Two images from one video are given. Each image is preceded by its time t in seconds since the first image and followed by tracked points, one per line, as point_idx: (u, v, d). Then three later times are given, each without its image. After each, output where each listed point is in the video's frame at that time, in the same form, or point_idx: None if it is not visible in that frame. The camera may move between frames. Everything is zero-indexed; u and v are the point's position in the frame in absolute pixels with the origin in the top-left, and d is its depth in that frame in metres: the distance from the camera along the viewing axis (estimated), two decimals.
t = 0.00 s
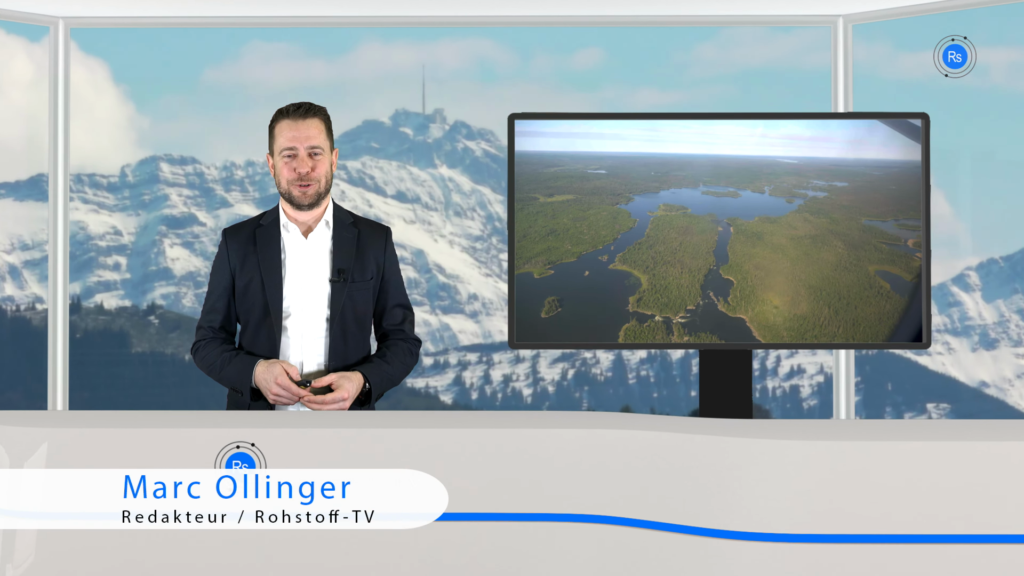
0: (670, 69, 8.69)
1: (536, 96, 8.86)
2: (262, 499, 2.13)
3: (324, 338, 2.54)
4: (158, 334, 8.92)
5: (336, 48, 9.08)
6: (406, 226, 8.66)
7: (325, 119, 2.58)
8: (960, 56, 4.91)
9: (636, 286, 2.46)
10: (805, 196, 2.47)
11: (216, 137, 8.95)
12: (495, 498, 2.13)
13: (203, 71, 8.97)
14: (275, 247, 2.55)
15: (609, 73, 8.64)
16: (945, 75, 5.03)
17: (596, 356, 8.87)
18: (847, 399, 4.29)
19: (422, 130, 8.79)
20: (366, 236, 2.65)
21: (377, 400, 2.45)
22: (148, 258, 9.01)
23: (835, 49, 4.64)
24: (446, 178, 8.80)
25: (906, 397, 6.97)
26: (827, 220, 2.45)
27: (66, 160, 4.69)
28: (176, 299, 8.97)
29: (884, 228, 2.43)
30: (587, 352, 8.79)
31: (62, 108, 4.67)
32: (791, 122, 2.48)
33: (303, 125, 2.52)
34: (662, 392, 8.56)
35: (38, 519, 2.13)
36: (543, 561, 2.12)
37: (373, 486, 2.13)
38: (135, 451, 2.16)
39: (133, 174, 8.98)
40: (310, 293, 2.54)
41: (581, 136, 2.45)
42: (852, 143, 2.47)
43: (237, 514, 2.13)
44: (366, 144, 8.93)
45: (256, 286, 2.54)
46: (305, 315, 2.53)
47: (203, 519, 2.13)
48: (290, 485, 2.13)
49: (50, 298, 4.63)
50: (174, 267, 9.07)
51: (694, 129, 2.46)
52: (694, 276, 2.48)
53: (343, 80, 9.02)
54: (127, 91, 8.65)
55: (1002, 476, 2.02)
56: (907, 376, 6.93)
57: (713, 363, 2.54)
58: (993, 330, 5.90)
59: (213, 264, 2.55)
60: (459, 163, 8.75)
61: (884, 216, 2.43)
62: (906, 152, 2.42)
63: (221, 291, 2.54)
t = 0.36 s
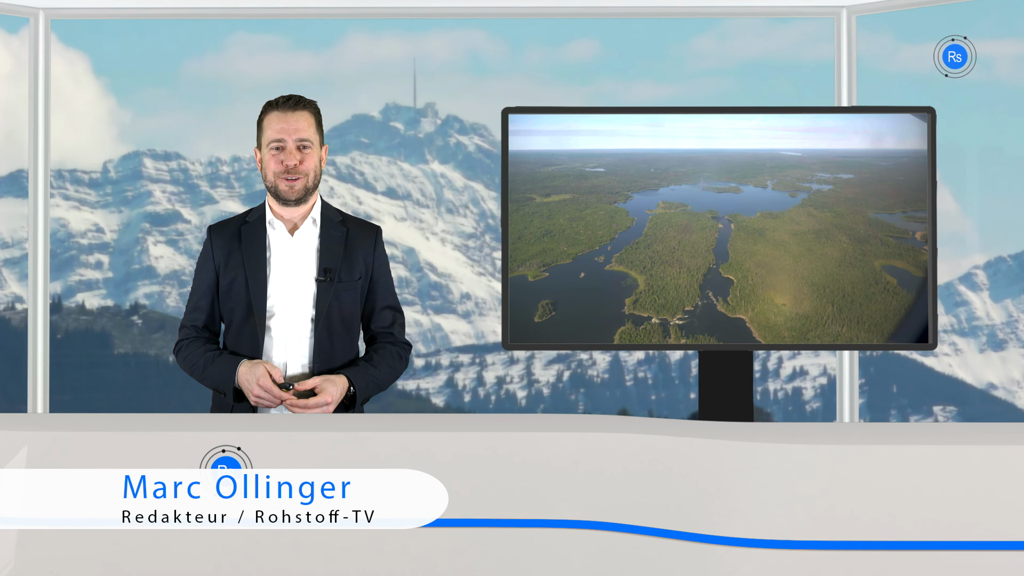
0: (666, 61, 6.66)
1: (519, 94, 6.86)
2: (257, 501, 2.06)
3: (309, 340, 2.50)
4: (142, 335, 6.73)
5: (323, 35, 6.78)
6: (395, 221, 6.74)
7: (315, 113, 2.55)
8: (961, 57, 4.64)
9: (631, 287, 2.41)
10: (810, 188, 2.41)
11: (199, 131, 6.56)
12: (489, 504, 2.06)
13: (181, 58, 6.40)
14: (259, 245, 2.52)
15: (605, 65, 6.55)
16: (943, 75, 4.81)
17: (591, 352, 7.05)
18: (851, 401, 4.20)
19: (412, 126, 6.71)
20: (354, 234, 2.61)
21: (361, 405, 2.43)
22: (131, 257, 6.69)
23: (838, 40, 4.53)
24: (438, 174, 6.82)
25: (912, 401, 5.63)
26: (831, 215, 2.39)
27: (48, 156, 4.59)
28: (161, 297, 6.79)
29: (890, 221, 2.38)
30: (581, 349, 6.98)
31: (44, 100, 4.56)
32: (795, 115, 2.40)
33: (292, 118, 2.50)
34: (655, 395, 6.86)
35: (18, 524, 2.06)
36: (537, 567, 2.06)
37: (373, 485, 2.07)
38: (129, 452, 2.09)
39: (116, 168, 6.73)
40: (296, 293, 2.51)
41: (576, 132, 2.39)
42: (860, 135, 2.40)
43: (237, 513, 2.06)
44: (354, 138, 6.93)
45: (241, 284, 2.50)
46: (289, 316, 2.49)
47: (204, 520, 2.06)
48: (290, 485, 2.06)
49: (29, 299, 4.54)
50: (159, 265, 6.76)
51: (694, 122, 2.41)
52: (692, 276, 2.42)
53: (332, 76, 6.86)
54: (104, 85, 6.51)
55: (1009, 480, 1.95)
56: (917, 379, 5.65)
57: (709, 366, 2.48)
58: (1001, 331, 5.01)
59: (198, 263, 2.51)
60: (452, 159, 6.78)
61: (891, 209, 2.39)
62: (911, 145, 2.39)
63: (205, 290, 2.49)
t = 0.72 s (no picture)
0: (664, 54, 6.54)
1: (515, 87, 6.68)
2: (258, 500, 1.98)
3: (300, 338, 2.45)
4: (125, 337, 6.52)
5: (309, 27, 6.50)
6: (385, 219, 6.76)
7: (303, 107, 2.51)
8: (961, 56, 4.73)
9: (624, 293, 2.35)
10: (810, 188, 2.35)
11: (184, 127, 6.42)
12: (484, 510, 1.99)
13: (165, 55, 6.29)
14: (247, 245, 2.48)
15: (598, 60, 6.42)
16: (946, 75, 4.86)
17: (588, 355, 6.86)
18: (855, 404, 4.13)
19: (405, 121, 6.80)
20: (345, 230, 2.57)
21: (354, 405, 2.34)
22: (115, 256, 6.51)
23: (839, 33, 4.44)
24: (431, 170, 6.91)
25: (917, 404, 5.52)
26: (833, 213, 2.34)
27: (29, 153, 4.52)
28: (147, 298, 6.55)
29: (893, 219, 2.33)
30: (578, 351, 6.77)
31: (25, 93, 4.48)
32: (794, 110, 2.36)
33: (279, 112, 2.46)
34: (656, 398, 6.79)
35: None
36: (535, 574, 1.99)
37: (374, 483, 1.99)
38: (126, 452, 2.00)
39: (99, 164, 6.56)
40: (285, 291, 2.46)
41: (570, 131, 2.33)
42: (860, 131, 2.35)
43: (237, 513, 1.98)
44: (345, 135, 6.92)
45: (228, 285, 2.46)
46: (280, 315, 2.45)
47: (204, 519, 1.98)
48: (290, 485, 1.98)
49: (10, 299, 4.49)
50: (142, 266, 6.54)
51: (692, 119, 2.35)
52: (687, 279, 2.37)
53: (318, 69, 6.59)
54: (87, 80, 6.39)
55: (1019, 486, 1.89)
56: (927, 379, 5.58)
57: (709, 368, 2.43)
58: (1010, 331, 5.03)
59: (184, 263, 2.47)
60: (444, 155, 6.88)
61: (894, 207, 2.34)
62: (915, 140, 2.33)
63: (192, 290, 2.46)
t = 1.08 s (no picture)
0: (658, 48, 6.75)
1: (512, 79, 6.98)
2: (258, 500, 1.90)
3: (291, 337, 2.40)
4: (110, 339, 6.83)
5: (297, 22, 6.88)
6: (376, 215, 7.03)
7: (292, 101, 2.47)
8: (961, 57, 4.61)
9: (615, 294, 2.29)
10: (812, 186, 2.31)
11: (169, 123, 6.79)
12: (486, 514, 1.93)
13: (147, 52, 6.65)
14: (236, 242, 2.44)
15: (595, 54, 6.75)
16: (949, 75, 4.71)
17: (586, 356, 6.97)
18: (857, 406, 4.09)
19: (395, 115, 7.04)
20: (335, 228, 2.52)
21: (347, 405, 2.30)
22: (100, 254, 6.92)
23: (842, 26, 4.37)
24: (423, 167, 7.09)
25: (922, 407, 5.91)
26: (833, 213, 2.29)
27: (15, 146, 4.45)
28: (131, 299, 6.92)
29: (895, 219, 2.28)
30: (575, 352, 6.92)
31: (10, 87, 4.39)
32: (792, 106, 2.31)
33: (267, 105, 2.42)
34: (653, 399, 6.72)
35: None
36: None
37: (375, 483, 1.90)
38: (118, 453, 1.91)
39: (82, 160, 6.97)
40: (274, 290, 2.42)
41: (567, 126, 2.28)
42: (860, 128, 2.31)
43: (238, 513, 1.90)
44: (336, 130, 7.11)
45: (215, 282, 2.42)
46: (269, 315, 2.40)
47: (205, 519, 1.90)
48: (291, 485, 1.89)
49: None
50: (128, 264, 6.91)
51: (691, 113, 2.30)
52: (681, 280, 2.31)
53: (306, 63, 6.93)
54: (70, 73, 6.74)
55: None
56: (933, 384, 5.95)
57: (708, 368, 2.37)
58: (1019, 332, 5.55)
59: (171, 260, 2.42)
60: (438, 151, 7.04)
61: (897, 207, 2.29)
62: (918, 137, 2.29)
63: (178, 289, 2.41)
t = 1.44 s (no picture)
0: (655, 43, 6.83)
1: (500, 75, 7.00)
2: (258, 500, 1.83)
3: (283, 329, 2.37)
4: (96, 339, 7.13)
5: (285, 16, 6.93)
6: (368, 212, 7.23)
7: (283, 96, 2.44)
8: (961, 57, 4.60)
9: (606, 292, 2.24)
10: (812, 182, 2.28)
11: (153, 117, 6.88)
12: (487, 519, 1.86)
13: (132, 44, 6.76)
14: (226, 238, 2.41)
15: (588, 47, 6.84)
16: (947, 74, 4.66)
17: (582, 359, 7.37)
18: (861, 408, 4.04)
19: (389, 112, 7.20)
20: (328, 225, 2.49)
21: (349, 391, 2.25)
22: (86, 252, 7.12)
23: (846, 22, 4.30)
24: (417, 163, 7.30)
25: (926, 409, 6.19)
26: (834, 212, 2.27)
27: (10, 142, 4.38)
28: (118, 299, 7.18)
29: (897, 219, 2.25)
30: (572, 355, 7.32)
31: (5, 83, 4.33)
32: (789, 101, 2.24)
33: (257, 98, 2.38)
34: (652, 402, 7.12)
35: None
36: None
37: (377, 483, 1.84)
38: (108, 454, 1.82)
39: (69, 157, 7.01)
40: (265, 288, 2.39)
41: (564, 120, 2.24)
42: (860, 125, 2.27)
43: (238, 513, 1.82)
44: (327, 126, 7.19)
45: (205, 279, 2.38)
46: (260, 314, 2.38)
47: (204, 519, 1.82)
48: (290, 485, 1.82)
49: None
50: (115, 263, 7.16)
51: (692, 107, 2.26)
52: (674, 279, 2.27)
53: (297, 57, 6.99)
54: (54, 68, 6.74)
55: None
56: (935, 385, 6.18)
57: (708, 368, 2.33)
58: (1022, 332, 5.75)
59: (159, 258, 2.40)
60: (431, 147, 7.26)
61: (900, 207, 2.25)
62: (921, 134, 2.25)
63: (167, 285, 2.39)
